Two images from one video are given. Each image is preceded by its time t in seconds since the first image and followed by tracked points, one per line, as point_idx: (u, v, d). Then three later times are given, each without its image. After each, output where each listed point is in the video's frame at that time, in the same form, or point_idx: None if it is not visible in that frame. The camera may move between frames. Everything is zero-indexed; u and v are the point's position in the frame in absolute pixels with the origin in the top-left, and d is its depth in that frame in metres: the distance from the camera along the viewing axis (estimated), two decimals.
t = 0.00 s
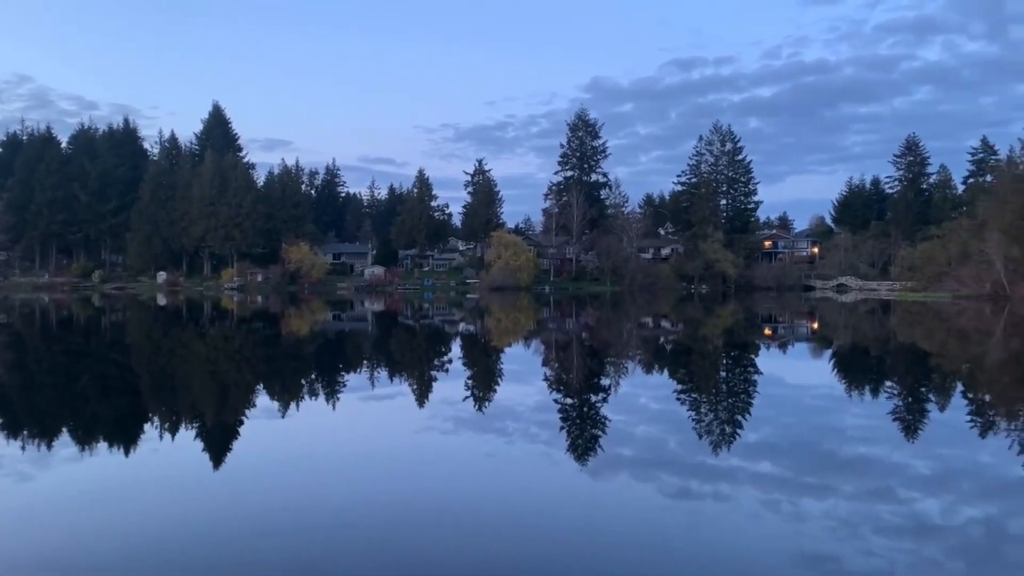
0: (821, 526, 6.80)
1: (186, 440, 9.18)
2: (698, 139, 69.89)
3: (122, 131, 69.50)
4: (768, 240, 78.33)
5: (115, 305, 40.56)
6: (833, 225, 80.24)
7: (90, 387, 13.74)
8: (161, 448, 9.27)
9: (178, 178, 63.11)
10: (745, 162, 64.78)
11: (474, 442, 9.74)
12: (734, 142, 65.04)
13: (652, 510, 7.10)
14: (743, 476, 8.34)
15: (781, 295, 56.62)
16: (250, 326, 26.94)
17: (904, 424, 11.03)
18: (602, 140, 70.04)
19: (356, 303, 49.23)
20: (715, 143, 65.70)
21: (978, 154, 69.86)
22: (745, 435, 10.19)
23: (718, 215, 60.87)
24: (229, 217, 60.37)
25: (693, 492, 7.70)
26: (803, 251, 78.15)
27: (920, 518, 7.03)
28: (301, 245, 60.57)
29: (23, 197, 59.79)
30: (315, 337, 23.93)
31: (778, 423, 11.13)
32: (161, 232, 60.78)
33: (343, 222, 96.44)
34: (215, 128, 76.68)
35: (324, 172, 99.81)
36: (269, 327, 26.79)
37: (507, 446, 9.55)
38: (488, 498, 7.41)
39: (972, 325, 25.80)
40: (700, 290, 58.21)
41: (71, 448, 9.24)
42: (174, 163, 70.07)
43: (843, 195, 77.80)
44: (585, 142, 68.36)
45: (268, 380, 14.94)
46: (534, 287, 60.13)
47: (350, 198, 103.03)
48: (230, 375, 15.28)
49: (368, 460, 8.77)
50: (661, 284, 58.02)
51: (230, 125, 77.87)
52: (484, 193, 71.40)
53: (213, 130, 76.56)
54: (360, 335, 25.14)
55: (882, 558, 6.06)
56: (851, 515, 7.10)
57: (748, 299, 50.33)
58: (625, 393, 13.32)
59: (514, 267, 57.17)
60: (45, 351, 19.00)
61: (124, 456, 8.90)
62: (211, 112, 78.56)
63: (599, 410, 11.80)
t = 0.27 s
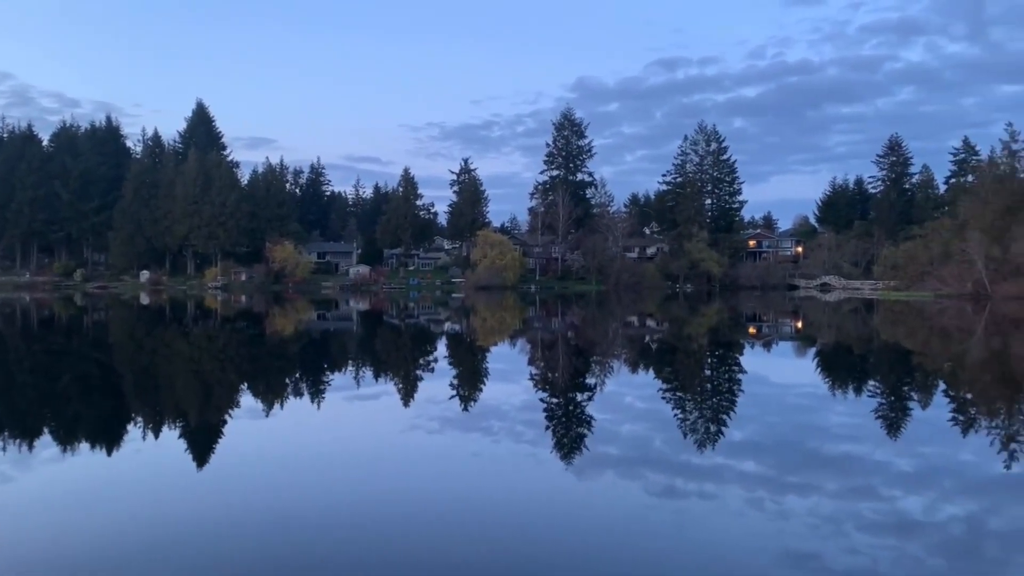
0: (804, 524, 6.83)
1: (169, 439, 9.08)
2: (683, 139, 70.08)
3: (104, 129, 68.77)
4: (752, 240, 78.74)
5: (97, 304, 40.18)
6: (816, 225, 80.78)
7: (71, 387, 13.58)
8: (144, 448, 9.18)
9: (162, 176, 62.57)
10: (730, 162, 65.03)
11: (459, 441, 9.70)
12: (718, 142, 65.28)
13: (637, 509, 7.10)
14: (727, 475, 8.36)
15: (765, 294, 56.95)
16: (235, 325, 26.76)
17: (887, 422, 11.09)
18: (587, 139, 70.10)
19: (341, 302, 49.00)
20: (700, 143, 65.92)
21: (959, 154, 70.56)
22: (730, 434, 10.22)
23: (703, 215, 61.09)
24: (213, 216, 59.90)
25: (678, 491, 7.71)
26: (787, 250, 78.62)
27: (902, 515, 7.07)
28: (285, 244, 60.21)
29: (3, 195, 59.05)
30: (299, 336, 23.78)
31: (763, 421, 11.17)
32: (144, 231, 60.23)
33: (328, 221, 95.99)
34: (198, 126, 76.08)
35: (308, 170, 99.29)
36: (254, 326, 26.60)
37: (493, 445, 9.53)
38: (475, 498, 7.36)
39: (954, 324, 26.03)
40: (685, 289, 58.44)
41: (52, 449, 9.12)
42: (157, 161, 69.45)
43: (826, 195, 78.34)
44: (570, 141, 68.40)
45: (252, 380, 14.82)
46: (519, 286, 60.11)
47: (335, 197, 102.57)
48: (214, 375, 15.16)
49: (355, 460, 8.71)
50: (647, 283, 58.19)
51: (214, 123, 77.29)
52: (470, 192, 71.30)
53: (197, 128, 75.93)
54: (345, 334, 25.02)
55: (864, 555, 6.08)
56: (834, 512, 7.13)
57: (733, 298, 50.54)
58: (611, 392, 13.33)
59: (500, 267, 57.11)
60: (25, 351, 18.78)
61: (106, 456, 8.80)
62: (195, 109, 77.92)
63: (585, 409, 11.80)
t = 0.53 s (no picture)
0: (785, 522, 6.84)
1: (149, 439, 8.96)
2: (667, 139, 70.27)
3: (84, 125, 67.95)
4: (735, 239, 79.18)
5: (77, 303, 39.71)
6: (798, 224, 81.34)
7: (51, 386, 13.39)
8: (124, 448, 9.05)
9: (143, 173, 61.91)
10: (713, 162, 65.29)
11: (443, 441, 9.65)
12: (702, 142, 65.54)
13: (622, 509, 7.07)
14: (709, 473, 8.36)
15: (748, 294, 57.29)
16: (216, 324, 26.53)
17: (867, 421, 11.16)
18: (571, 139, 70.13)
19: (324, 300, 48.77)
20: (684, 143, 66.14)
21: (939, 155, 71.29)
22: (713, 433, 10.23)
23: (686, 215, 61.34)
24: (194, 214, 59.37)
25: (661, 489, 7.70)
26: (769, 250, 79.13)
27: (883, 513, 7.10)
28: (268, 242, 59.79)
29: None
30: (282, 335, 23.60)
31: (745, 420, 11.21)
32: (125, 229, 59.61)
33: (312, 219, 95.46)
34: (180, 124, 75.37)
35: (291, 168, 98.69)
36: (235, 325, 26.39)
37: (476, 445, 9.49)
38: (468, 498, 7.30)
39: (934, 323, 26.29)
40: (669, 288, 58.65)
41: (30, 449, 8.97)
42: (138, 158, 68.74)
43: (808, 194, 78.88)
44: (555, 141, 68.40)
45: (234, 379, 14.67)
46: (504, 285, 60.08)
47: (319, 195, 102.02)
48: (195, 374, 15.00)
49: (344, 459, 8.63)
50: (630, 283, 58.35)
51: (196, 121, 76.59)
52: (454, 191, 71.16)
53: (179, 125, 75.21)
54: (328, 333, 24.87)
55: (844, 553, 6.10)
56: (815, 511, 7.14)
57: (715, 297, 50.79)
58: (595, 391, 13.33)
59: (484, 266, 57.03)
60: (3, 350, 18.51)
61: (86, 456, 8.67)
62: (177, 106, 77.18)
63: (569, 408, 11.78)
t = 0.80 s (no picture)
0: (769, 520, 6.87)
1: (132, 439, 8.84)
2: (652, 138, 70.44)
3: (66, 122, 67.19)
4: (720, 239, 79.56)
5: (57, 301, 39.27)
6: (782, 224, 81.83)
7: (31, 385, 13.21)
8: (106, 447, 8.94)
9: (125, 171, 61.30)
10: (697, 161, 65.52)
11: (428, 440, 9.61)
12: (686, 142, 65.76)
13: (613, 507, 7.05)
14: (693, 472, 8.39)
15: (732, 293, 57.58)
16: (199, 323, 26.31)
17: (849, 419, 11.25)
18: (557, 138, 70.15)
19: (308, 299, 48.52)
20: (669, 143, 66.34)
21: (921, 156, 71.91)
22: (697, 431, 10.26)
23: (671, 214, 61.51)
24: (178, 212, 58.89)
25: (646, 488, 7.71)
26: (753, 250, 79.57)
27: (865, 511, 7.15)
28: (252, 240, 59.38)
29: None
30: (267, 334, 23.46)
31: (729, 419, 11.25)
32: (107, 227, 59.01)
33: (296, 218, 94.95)
34: (163, 121, 74.70)
35: (275, 166, 98.12)
36: (219, 324, 26.19)
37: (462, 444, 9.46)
38: (464, 499, 7.22)
39: (916, 322, 26.55)
40: (654, 287, 58.84)
41: (10, 450, 8.84)
42: (120, 155, 68.07)
43: (792, 194, 79.37)
44: (540, 140, 68.40)
45: (217, 378, 14.55)
46: (489, 284, 60.02)
47: (303, 193, 101.49)
48: (179, 373, 14.86)
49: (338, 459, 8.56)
50: (615, 282, 58.47)
51: (179, 118, 75.94)
52: (440, 190, 71.01)
53: (162, 123, 74.54)
54: (312, 332, 24.74)
55: (826, 550, 6.13)
56: (798, 508, 7.18)
57: (700, 296, 51.00)
58: (580, 390, 13.32)
59: (469, 265, 56.93)
60: None
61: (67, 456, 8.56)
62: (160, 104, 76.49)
63: (554, 407, 11.77)
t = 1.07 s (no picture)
0: (752, 518, 6.88)
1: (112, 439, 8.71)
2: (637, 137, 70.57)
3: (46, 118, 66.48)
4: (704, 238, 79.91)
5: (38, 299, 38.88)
6: (766, 223, 82.30)
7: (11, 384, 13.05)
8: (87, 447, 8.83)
9: (107, 168, 60.70)
10: (682, 161, 65.71)
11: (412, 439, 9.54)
12: (671, 142, 65.92)
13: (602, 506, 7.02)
14: (677, 469, 8.40)
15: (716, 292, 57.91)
16: (182, 322, 26.12)
17: (832, 417, 11.31)
18: (542, 137, 70.11)
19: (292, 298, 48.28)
20: (654, 142, 66.49)
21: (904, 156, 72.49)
22: (681, 429, 10.28)
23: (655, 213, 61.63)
24: (160, 209, 58.38)
25: (630, 486, 7.71)
26: (736, 249, 79.97)
27: (847, 508, 7.18)
28: (235, 238, 58.97)
29: None
30: (250, 333, 23.30)
31: (713, 416, 11.28)
32: (88, 224, 58.46)
33: (279, 215, 94.44)
34: (146, 118, 74.06)
35: (259, 164, 97.57)
36: (202, 322, 26.01)
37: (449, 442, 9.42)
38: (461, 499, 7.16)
39: (897, 320, 26.80)
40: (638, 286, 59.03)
41: None
42: (101, 152, 67.42)
43: (775, 194, 79.79)
44: (525, 138, 68.35)
45: (200, 377, 14.43)
46: (474, 282, 59.97)
47: (287, 191, 100.99)
48: (161, 372, 14.73)
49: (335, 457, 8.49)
50: (600, 280, 58.59)
51: (162, 115, 75.27)
52: (424, 188, 70.84)
53: (144, 120, 73.88)
54: (297, 331, 24.60)
55: (809, 547, 6.15)
56: (781, 506, 7.21)
57: (683, 295, 51.23)
58: (565, 388, 13.32)
59: (454, 263, 56.83)
60: None
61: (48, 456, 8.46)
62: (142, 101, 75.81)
63: (539, 405, 11.76)
